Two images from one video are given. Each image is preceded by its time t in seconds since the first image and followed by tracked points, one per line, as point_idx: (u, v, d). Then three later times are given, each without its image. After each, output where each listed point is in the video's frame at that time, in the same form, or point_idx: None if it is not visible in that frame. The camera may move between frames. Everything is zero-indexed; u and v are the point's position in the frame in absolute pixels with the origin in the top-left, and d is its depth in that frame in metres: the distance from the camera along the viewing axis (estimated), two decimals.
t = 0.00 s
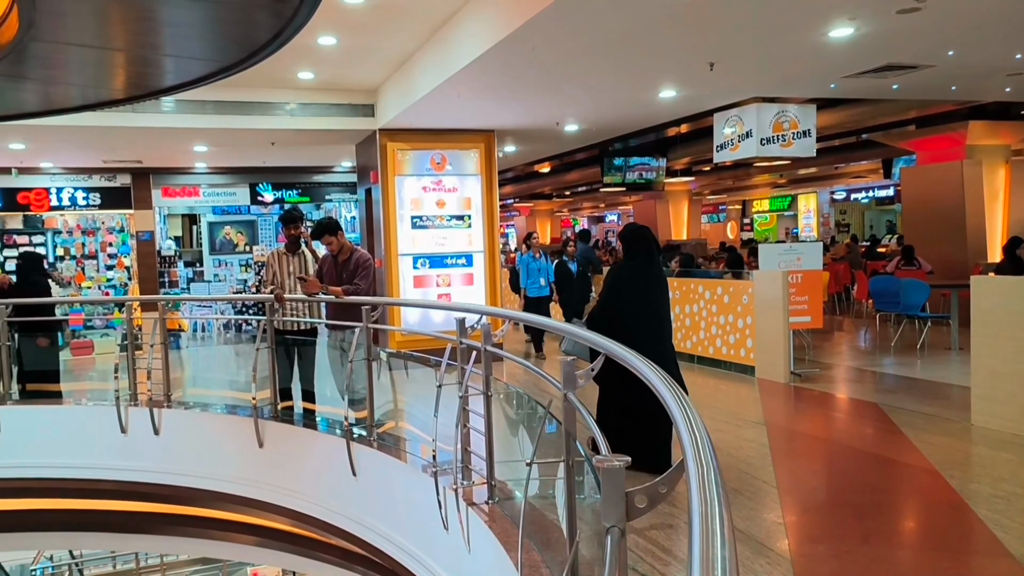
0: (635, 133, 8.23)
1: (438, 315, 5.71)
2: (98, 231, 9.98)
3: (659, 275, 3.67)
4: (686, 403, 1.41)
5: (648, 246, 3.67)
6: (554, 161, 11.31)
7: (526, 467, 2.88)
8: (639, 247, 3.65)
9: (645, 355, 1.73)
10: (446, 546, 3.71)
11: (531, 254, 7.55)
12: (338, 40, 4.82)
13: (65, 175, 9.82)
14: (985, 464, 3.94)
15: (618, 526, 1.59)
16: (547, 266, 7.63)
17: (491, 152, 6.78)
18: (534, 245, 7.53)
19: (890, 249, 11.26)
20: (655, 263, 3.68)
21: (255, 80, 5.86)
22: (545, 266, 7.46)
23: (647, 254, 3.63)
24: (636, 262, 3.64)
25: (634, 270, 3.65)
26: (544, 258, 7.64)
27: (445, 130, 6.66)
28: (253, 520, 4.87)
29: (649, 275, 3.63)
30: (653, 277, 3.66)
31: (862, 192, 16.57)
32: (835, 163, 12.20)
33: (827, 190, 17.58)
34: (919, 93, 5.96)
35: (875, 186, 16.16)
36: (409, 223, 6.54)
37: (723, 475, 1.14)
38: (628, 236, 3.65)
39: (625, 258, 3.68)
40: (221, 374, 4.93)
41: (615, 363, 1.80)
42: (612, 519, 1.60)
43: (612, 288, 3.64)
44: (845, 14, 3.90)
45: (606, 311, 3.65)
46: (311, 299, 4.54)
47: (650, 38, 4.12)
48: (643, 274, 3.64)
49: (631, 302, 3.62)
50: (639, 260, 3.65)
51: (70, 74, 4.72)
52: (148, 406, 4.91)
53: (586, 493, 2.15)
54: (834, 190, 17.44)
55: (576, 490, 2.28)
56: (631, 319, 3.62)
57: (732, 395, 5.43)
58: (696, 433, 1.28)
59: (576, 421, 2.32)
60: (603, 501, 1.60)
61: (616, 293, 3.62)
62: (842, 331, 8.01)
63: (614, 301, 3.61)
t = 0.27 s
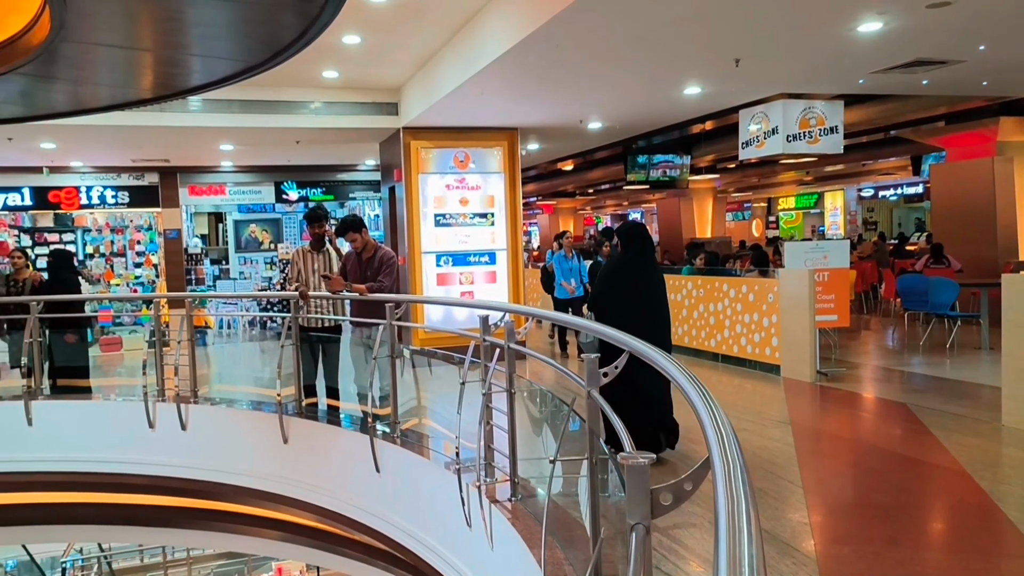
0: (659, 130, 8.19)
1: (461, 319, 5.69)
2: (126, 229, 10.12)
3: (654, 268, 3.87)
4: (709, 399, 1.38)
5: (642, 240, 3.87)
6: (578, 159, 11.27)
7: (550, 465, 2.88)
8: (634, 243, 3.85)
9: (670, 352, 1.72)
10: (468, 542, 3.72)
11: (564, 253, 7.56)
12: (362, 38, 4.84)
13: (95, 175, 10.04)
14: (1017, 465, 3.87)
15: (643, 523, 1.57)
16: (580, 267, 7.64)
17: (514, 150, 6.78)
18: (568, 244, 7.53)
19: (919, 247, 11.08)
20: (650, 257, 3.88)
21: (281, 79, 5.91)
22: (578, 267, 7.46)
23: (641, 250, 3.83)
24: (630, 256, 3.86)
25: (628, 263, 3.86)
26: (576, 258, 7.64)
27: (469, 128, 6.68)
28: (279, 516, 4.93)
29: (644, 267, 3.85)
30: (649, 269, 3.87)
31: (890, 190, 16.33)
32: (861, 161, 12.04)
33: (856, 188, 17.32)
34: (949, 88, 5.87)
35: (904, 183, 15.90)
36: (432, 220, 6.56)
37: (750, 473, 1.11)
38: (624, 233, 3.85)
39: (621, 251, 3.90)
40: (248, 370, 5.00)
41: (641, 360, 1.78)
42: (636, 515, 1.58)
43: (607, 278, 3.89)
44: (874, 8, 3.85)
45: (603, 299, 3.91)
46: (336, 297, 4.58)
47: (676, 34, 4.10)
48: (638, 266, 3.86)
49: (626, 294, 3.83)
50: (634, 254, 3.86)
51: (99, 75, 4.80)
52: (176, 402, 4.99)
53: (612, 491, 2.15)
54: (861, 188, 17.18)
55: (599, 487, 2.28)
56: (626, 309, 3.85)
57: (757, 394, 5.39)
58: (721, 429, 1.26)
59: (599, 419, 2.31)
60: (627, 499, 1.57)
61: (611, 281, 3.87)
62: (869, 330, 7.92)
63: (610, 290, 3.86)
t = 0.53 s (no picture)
0: (674, 128, 8.16)
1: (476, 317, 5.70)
2: (144, 228, 10.28)
3: (658, 269, 3.85)
4: (726, 397, 1.37)
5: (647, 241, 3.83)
6: (593, 157, 11.23)
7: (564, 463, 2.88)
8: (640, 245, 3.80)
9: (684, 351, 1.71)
10: (483, 541, 3.71)
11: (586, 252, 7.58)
12: (378, 37, 4.86)
13: (114, 174, 10.12)
14: None
15: (659, 521, 1.56)
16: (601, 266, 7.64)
17: (529, 149, 6.77)
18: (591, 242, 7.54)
19: (938, 246, 10.96)
20: (655, 258, 3.87)
21: (298, 78, 5.94)
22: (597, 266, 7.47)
23: (646, 252, 3.80)
24: (635, 256, 3.82)
25: (633, 263, 3.81)
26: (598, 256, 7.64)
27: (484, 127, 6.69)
28: (294, 513, 4.95)
29: (648, 269, 3.81)
30: (652, 270, 3.84)
31: (909, 187, 16.16)
32: (879, 159, 11.93)
33: (873, 186, 17.16)
34: (969, 85, 5.80)
35: (922, 181, 15.73)
36: (447, 219, 6.57)
37: (768, 472, 1.10)
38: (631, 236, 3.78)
39: (624, 252, 3.84)
40: (265, 368, 5.02)
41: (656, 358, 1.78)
42: (652, 514, 1.57)
43: (610, 277, 3.82)
44: (893, 5, 3.82)
45: (603, 296, 3.85)
46: (350, 295, 4.59)
47: (692, 32, 4.09)
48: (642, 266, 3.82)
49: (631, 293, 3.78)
50: (639, 255, 3.81)
51: (119, 75, 4.85)
52: (194, 400, 5.03)
53: (627, 490, 2.15)
54: (879, 186, 17.02)
55: (615, 486, 2.27)
56: (629, 308, 3.79)
57: (774, 393, 5.36)
58: (736, 427, 1.24)
59: (614, 418, 2.30)
60: (643, 498, 1.56)
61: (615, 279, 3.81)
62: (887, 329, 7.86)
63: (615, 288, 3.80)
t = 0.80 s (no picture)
0: (691, 128, 8.13)
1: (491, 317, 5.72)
2: (164, 227, 10.40)
3: (665, 269, 3.85)
4: (744, 398, 1.36)
5: (655, 242, 3.83)
6: (611, 157, 11.20)
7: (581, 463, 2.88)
8: (647, 246, 3.81)
9: (701, 350, 1.70)
10: (499, 540, 3.71)
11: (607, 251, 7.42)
12: (395, 38, 4.88)
13: (134, 174, 10.21)
14: None
15: (676, 522, 1.55)
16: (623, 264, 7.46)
17: (545, 148, 6.77)
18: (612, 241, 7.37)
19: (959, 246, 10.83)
20: (663, 257, 3.89)
21: (316, 79, 5.99)
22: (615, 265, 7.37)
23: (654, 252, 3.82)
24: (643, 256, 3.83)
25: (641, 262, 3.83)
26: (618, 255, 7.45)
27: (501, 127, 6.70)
28: (311, 511, 4.98)
29: (655, 269, 3.82)
30: (660, 269, 3.86)
31: (928, 187, 15.99)
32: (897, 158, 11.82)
33: (891, 185, 16.99)
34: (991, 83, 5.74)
35: (942, 180, 15.55)
36: (463, 219, 6.59)
37: (786, 473, 1.09)
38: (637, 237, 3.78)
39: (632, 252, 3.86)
40: (283, 367, 5.06)
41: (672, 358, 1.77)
42: (669, 515, 1.56)
43: (617, 276, 3.84)
44: (913, 3, 3.79)
45: (607, 294, 3.89)
46: (368, 295, 4.62)
47: (710, 31, 4.08)
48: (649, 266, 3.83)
49: (636, 293, 3.80)
50: (645, 256, 3.82)
51: (140, 76, 4.90)
52: (213, 398, 5.08)
53: (645, 490, 2.14)
54: (897, 185, 16.84)
55: (633, 485, 2.26)
56: (634, 307, 3.82)
57: (792, 395, 5.33)
58: (755, 428, 1.23)
59: (630, 417, 2.27)
60: (660, 497, 1.55)
61: (621, 278, 3.83)
62: (907, 330, 7.78)
63: (619, 287, 3.82)
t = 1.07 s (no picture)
0: (706, 126, 8.10)
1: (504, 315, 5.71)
2: (179, 226, 10.45)
3: (669, 267, 3.93)
4: (761, 398, 1.33)
5: (660, 241, 3.91)
6: (625, 155, 11.15)
7: (596, 463, 2.85)
8: (651, 245, 3.88)
9: (717, 349, 1.68)
10: (513, 539, 3.69)
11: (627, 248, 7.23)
12: (409, 36, 4.88)
13: (149, 173, 10.35)
14: None
15: (691, 522, 1.54)
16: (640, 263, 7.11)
17: (559, 147, 6.75)
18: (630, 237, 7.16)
19: (977, 244, 10.71)
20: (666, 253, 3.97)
21: (330, 78, 5.99)
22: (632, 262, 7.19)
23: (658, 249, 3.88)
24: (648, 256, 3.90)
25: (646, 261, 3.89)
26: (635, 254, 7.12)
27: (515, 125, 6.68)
28: (324, 509, 4.99)
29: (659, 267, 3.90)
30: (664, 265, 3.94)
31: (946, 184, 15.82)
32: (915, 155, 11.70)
33: (908, 182, 16.80)
34: (1012, 80, 5.66)
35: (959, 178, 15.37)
36: (476, 217, 6.59)
37: (804, 475, 1.06)
38: (641, 237, 3.85)
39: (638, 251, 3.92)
40: (297, 365, 5.06)
41: (687, 358, 1.75)
42: (685, 514, 1.55)
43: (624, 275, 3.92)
44: None
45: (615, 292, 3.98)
46: (381, 294, 4.63)
47: (726, 28, 4.05)
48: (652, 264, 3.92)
49: (643, 291, 3.87)
50: (650, 255, 3.90)
51: (154, 76, 4.91)
52: (227, 396, 5.10)
53: (660, 490, 2.13)
54: (915, 182, 16.66)
55: (649, 486, 2.24)
56: (640, 305, 3.89)
57: (807, 394, 5.29)
58: (773, 428, 1.21)
59: (644, 417, 2.24)
60: (676, 496, 1.54)
61: (627, 276, 3.91)
62: (925, 329, 7.69)
63: (625, 285, 3.90)
